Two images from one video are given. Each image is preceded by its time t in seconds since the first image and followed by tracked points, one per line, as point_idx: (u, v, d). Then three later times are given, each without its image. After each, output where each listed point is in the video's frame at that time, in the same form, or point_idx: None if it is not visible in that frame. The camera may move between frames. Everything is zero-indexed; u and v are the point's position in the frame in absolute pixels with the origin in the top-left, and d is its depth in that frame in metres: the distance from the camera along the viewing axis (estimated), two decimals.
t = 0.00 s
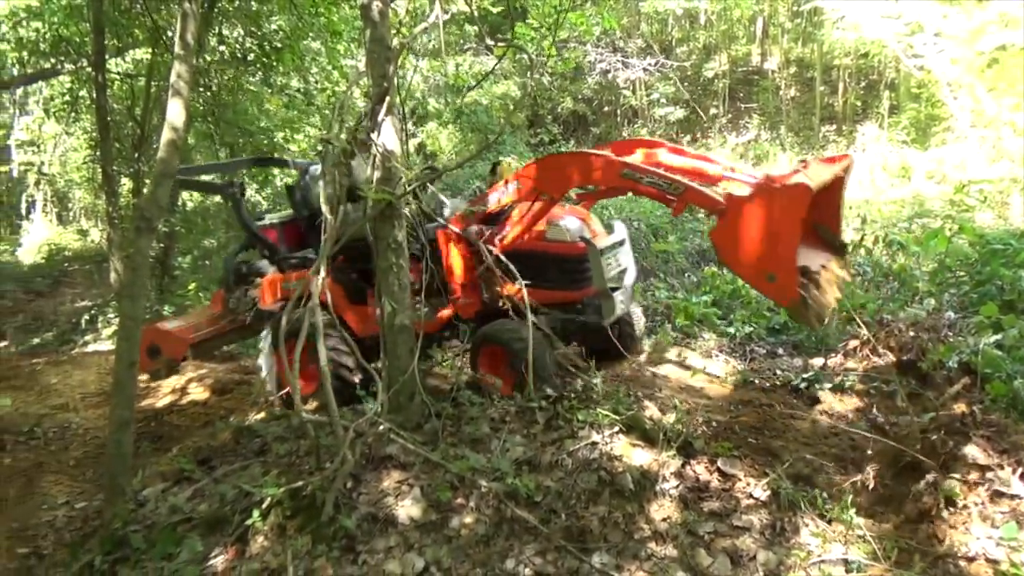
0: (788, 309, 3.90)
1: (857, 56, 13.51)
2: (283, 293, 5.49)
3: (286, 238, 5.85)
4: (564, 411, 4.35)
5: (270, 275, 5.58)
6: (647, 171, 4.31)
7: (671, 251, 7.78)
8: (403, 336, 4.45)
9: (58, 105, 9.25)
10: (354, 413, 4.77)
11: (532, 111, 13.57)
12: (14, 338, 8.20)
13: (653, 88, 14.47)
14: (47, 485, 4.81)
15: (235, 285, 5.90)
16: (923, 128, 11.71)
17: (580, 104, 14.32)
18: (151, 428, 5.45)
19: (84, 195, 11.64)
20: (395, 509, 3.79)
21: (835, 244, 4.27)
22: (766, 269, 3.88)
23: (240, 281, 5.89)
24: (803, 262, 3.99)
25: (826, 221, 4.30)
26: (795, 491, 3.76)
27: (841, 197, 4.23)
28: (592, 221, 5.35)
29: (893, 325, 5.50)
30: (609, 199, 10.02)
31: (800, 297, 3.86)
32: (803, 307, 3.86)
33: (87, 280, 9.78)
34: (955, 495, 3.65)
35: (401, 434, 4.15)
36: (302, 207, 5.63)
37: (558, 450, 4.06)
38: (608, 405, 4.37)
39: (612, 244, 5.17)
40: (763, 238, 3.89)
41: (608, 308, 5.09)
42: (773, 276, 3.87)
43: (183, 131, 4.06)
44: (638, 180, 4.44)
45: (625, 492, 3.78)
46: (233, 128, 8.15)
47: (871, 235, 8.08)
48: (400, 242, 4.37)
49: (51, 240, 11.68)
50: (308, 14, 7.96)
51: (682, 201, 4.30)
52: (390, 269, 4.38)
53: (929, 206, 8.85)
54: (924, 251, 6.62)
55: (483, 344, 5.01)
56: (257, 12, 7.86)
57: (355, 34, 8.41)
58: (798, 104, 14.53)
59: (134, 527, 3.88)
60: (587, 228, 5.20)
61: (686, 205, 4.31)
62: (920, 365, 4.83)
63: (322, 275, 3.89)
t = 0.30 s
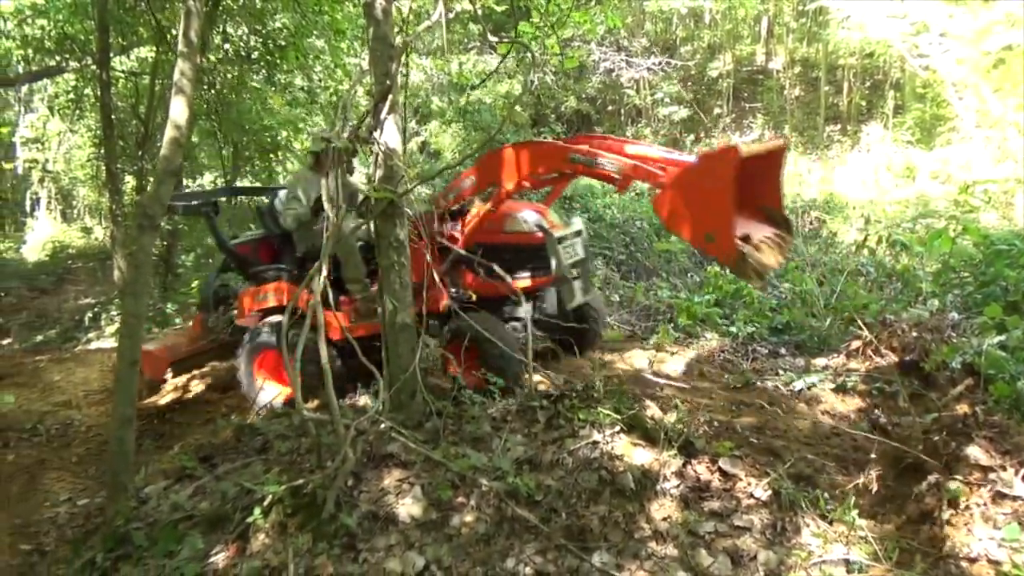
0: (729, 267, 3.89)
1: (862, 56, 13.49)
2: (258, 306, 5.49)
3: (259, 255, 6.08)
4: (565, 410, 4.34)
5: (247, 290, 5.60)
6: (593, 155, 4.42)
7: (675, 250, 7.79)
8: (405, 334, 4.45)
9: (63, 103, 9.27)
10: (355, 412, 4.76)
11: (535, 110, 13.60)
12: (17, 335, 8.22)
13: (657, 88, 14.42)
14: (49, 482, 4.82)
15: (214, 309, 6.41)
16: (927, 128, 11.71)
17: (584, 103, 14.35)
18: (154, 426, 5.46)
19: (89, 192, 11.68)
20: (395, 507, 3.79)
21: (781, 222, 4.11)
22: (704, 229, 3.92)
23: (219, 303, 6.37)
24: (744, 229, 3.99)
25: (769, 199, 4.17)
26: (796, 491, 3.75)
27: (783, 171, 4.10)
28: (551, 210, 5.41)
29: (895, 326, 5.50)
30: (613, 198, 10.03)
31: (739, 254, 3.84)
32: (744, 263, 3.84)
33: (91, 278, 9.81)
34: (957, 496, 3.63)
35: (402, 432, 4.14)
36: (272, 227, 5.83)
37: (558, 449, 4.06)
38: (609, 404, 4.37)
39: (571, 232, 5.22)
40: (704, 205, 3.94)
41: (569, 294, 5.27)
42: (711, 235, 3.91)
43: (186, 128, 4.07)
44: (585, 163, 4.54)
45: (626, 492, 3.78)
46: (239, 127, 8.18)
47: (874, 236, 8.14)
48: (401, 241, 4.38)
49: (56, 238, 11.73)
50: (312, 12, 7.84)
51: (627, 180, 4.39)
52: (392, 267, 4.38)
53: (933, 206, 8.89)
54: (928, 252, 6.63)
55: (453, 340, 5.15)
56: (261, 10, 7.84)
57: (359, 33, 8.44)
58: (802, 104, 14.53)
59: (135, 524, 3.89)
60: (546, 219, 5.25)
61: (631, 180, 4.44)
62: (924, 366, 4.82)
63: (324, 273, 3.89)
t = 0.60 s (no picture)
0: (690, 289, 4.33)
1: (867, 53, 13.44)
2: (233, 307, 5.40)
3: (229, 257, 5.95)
4: (567, 407, 4.34)
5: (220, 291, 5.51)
6: (563, 174, 4.62)
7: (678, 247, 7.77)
8: (406, 331, 4.45)
9: (67, 99, 9.28)
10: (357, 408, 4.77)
11: (539, 106, 13.57)
12: (21, 331, 8.23)
13: (660, 84, 14.36)
14: (52, 478, 4.83)
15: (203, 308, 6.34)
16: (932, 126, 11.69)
17: (588, 99, 14.36)
18: (156, 422, 5.47)
19: (93, 189, 11.69)
20: (397, 503, 3.79)
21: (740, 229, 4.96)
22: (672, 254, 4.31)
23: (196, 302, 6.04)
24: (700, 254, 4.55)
25: (730, 211, 4.97)
26: (798, 488, 3.75)
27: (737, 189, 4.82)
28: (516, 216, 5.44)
29: (899, 323, 5.49)
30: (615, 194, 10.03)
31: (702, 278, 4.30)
32: (706, 287, 4.31)
33: (95, 274, 9.82)
34: (959, 493, 3.61)
35: (404, 429, 4.14)
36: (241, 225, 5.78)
37: (560, 446, 4.05)
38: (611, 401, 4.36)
39: (540, 239, 5.36)
40: (673, 230, 4.32)
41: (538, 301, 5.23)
42: (674, 261, 4.33)
43: (188, 125, 4.07)
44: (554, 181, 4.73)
45: (628, 488, 3.78)
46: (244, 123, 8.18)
47: (878, 233, 8.14)
48: (401, 237, 4.36)
49: (60, 234, 11.75)
50: (315, 10, 7.99)
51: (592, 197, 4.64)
52: (394, 264, 4.37)
53: (937, 204, 8.91)
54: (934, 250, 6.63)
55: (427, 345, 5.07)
56: (265, 6, 7.80)
57: (362, 29, 8.47)
58: (807, 101, 14.51)
59: (138, 520, 3.90)
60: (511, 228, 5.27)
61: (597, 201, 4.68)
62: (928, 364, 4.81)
63: (326, 269, 3.88)
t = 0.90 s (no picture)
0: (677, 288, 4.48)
1: (872, 48, 13.38)
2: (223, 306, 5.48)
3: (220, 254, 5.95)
4: (571, 405, 4.34)
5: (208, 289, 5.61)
6: (551, 176, 4.64)
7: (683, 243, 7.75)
8: (411, 329, 4.45)
9: (71, 98, 9.30)
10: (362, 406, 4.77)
11: (542, 103, 13.56)
12: (27, 330, 8.25)
13: (664, 81, 14.31)
14: (59, 475, 4.85)
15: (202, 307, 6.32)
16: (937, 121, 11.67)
17: (591, 97, 14.36)
18: (162, 420, 5.48)
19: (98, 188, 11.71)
20: (402, 500, 3.80)
21: (721, 233, 5.31)
22: (656, 255, 4.45)
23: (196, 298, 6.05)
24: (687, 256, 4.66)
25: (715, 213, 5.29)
26: (803, 485, 3.75)
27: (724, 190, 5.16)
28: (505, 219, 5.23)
29: (904, 320, 5.49)
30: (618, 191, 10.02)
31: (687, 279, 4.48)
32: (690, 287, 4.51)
33: (100, 273, 9.83)
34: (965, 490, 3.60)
35: (409, 426, 4.15)
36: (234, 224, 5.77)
37: (565, 443, 4.05)
38: (616, 398, 4.36)
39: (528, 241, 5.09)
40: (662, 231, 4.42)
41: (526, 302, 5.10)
42: (662, 262, 4.45)
43: (192, 123, 4.08)
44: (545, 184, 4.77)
45: (633, 485, 3.78)
46: (247, 121, 8.20)
47: (882, 229, 8.12)
48: (406, 235, 4.37)
49: (65, 232, 11.77)
50: (318, 9, 8.12)
51: (583, 200, 4.68)
52: (399, 262, 4.37)
53: (942, 199, 8.90)
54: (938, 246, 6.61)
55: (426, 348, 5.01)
56: (268, 4, 7.91)
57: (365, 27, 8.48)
58: (811, 97, 14.49)
59: (144, 517, 3.91)
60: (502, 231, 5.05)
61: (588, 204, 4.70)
62: (933, 360, 4.80)
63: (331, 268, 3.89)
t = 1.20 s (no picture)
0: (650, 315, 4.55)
1: (881, 44, 13.31)
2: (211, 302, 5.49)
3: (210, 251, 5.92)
4: (580, 402, 4.34)
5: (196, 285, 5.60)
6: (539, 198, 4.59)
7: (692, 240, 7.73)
8: (420, 326, 4.46)
9: (80, 97, 9.33)
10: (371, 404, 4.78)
11: (550, 101, 13.56)
12: (38, 329, 8.29)
13: (671, 78, 14.27)
14: (71, 473, 4.88)
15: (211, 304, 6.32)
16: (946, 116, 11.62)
17: (598, 94, 14.36)
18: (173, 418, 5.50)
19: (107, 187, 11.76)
20: (412, 498, 3.80)
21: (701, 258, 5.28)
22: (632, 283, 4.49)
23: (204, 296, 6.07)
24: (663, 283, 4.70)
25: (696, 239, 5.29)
26: (814, 482, 3.74)
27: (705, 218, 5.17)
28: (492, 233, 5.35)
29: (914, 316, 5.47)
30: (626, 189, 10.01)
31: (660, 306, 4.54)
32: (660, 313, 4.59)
33: (110, 271, 9.87)
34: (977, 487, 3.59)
35: (419, 423, 4.14)
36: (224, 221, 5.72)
37: (575, 441, 4.05)
38: (626, 395, 4.36)
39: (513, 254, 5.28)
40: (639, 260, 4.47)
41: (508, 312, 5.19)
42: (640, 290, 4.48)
43: (201, 122, 4.09)
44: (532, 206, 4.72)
45: (643, 483, 3.78)
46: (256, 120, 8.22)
47: (892, 225, 8.09)
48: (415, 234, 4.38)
49: (75, 232, 11.82)
50: (326, 8, 8.14)
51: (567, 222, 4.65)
52: (408, 259, 4.39)
53: (952, 195, 8.87)
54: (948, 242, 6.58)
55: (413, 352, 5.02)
56: (276, 4, 7.94)
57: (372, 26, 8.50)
58: (819, 93, 14.43)
59: (155, 514, 3.93)
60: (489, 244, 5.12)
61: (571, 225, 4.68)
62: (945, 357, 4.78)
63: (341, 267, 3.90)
